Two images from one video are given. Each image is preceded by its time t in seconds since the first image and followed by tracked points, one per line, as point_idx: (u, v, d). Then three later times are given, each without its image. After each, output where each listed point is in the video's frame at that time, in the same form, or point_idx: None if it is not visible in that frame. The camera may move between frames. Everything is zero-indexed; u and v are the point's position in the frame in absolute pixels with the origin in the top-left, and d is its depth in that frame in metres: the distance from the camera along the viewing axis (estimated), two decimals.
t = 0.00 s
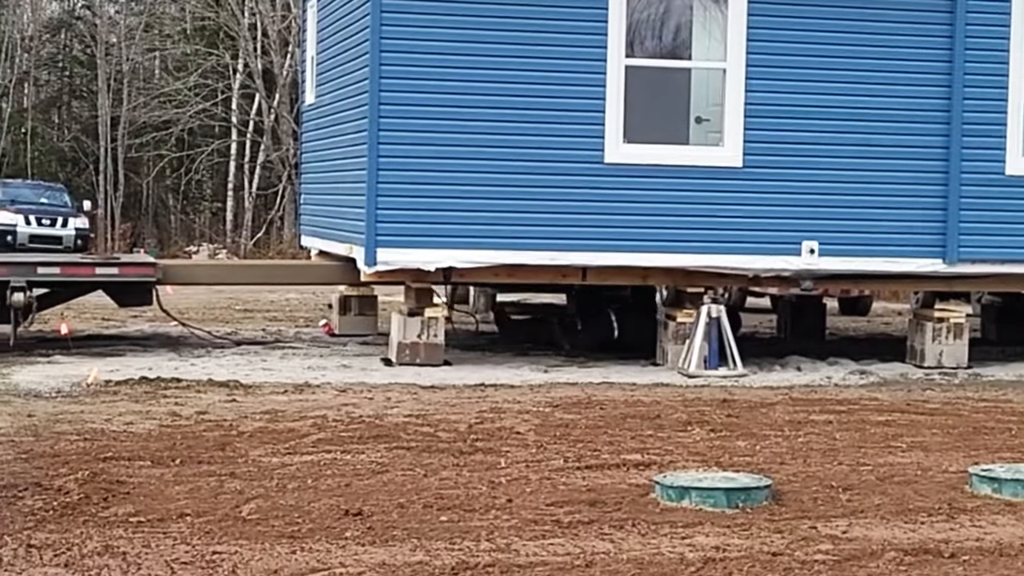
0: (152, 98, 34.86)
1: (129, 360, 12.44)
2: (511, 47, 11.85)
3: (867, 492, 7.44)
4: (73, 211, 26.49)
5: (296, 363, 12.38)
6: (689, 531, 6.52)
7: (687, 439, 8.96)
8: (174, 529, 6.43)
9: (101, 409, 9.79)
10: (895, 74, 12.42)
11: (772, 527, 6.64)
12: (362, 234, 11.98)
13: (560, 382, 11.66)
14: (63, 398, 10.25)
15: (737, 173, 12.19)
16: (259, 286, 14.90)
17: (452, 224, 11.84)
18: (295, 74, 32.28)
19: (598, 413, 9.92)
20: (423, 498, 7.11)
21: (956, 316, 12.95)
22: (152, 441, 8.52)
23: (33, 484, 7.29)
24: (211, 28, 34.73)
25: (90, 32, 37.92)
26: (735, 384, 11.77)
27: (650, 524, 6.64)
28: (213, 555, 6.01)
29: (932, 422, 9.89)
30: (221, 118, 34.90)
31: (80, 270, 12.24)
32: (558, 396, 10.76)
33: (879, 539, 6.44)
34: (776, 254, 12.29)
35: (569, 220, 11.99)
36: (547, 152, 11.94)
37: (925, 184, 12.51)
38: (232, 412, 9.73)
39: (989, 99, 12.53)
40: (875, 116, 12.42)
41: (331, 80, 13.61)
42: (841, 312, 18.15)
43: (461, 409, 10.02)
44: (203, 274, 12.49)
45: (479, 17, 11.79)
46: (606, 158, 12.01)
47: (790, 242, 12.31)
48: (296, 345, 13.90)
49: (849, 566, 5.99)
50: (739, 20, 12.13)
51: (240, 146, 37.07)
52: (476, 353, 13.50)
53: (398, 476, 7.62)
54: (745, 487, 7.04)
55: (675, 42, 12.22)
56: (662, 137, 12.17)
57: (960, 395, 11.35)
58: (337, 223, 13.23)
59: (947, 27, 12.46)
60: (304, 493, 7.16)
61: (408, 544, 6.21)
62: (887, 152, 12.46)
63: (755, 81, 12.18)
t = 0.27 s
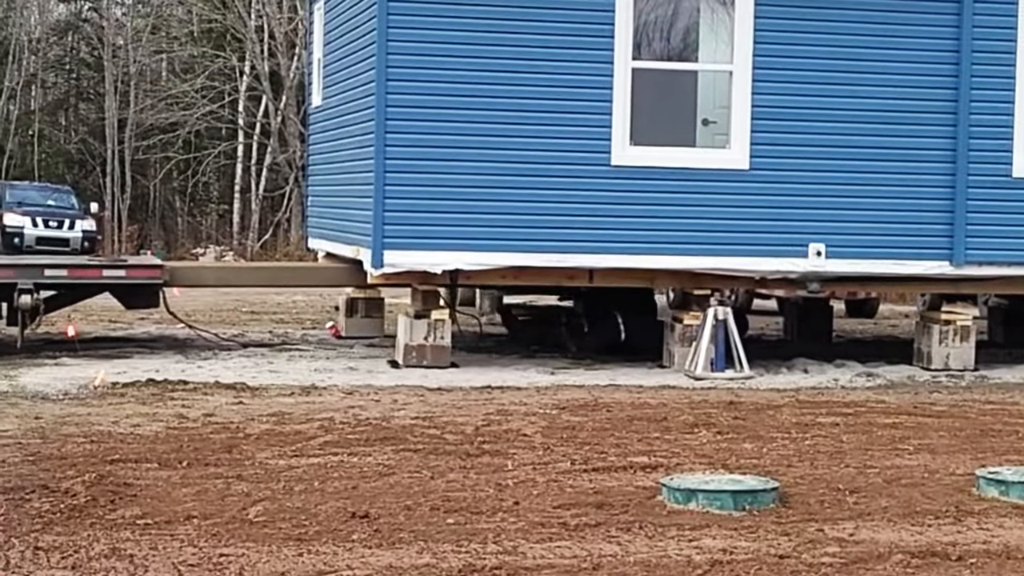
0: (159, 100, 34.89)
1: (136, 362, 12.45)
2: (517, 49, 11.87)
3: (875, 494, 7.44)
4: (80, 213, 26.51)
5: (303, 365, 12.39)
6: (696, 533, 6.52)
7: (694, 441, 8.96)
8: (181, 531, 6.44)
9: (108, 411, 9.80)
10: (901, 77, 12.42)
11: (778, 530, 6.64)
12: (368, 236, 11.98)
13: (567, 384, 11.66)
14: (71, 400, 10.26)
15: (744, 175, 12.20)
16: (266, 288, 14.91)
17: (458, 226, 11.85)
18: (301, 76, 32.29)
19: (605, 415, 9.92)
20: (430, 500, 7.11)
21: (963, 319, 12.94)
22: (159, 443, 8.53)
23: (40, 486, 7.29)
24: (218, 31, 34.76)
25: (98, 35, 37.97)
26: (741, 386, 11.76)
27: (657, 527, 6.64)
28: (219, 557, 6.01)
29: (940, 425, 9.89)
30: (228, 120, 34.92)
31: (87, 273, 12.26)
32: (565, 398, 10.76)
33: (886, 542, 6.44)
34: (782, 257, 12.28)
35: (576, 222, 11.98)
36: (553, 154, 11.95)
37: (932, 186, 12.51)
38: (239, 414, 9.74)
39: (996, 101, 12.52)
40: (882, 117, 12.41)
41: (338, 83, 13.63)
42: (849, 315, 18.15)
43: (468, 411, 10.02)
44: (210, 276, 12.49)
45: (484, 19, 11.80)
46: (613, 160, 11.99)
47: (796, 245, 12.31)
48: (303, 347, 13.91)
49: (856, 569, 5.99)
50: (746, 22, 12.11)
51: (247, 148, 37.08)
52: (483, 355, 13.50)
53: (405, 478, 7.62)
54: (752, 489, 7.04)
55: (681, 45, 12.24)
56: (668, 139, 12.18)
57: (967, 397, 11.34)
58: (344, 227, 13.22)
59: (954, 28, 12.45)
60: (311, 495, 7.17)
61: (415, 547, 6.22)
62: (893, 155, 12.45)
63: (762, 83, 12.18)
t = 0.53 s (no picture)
0: (165, 104, 34.89)
1: (142, 365, 12.45)
2: (524, 53, 11.87)
3: (881, 499, 7.43)
4: (85, 217, 26.52)
5: (308, 369, 12.39)
6: (702, 538, 6.52)
7: (699, 446, 8.96)
8: (187, 535, 6.44)
9: (114, 414, 9.80)
10: (907, 81, 12.41)
11: (785, 535, 6.63)
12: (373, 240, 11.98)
13: (573, 388, 11.65)
14: (77, 404, 10.25)
15: (750, 179, 12.19)
16: (272, 292, 14.92)
17: (463, 230, 11.85)
18: (307, 79, 32.30)
19: (611, 419, 9.91)
20: (436, 504, 7.10)
21: (969, 323, 12.92)
22: (165, 447, 8.53)
23: (46, 490, 7.29)
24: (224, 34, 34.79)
25: (104, 38, 38.01)
26: (747, 390, 11.76)
27: (663, 531, 6.64)
28: (225, 561, 6.01)
29: (946, 429, 9.88)
30: (233, 124, 34.93)
31: (92, 276, 12.28)
32: (571, 403, 10.75)
33: (893, 547, 6.43)
34: (788, 261, 12.28)
35: (582, 226, 11.98)
36: (556, 157, 11.94)
37: (937, 190, 12.50)
38: (245, 418, 9.74)
39: (1002, 106, 12.52)
40: (888, 121, 12.41)
41: (344, 86, 13.65)
42: (853, 319, 18.14)
43: (474, 415, 10.02)
44: (216, 280, 12.49)
45: (491, 23, 11.84)
46: (618, 164, 11.99)
47: (802, 249, 12.30)
48: (309, 351, 13.91)
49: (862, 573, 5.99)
50: (752, 27, 12.14)
51: (252, 152, 37.09)
52: (488, 359, 13.49)
53: (411, 482, 7.62)
54: (759, 494, 7.03)
55: (686, 48, 12.21)
56: (674, 143, 12.18)
57: (973, 402, 11.33)
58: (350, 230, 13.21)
59: (960, 32, 12.45)
60: (317, 499, 7.17)
61: (421, 551, 6.21)
62: (900, 159, 12.44)
63: (768, 87, 12.17)
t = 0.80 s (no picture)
0: (171, 108, 34.89)
1: (148, 370, 12.45)
2: (530, 57, 11.87)
3: (887, 504, 7.42)
4: (91, 221, 26.54)
5: (314, 373, 12.38)
6: (708, 543, 6.51)
7: (706, 451, 8.95)
8: (193, 540, 6.43)
9: (120, 419, 9.79)
10: (913, 85, 12.40)
11: (791, 540, 6.62)
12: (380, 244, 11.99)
13: (579, 392, 11.65)
14: (83, 408, 10.26)
15: (756, 183, 12.18)
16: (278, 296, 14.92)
17: (469, 234, 11.86)
18: (313, 83, 32.32)
19: (617, 424, 9.90)
20: (442, 509, 7.10)
21: (975, 327, 12.90)
22: (171, 452, 8.53)
23: (52, 495, 7.29)
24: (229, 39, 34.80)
25: (110, 43, 38.04)
26: (753, 395, 11.75)
27: (669, 537, 6.63)
28: (231, 567, 6.00)
29: (952, 434, 9.86)
30: (239, 128, 34.95)
31: (98, 280, 12.27)
32: (577, 407, 10.74)
33: (899, 552, 6.42)
34: (794, 265, 12.26)
35: (588, 230, 11.98)
36: (561, 162, 11.94)
37: (944, 194, 12.48)
38: (251, 422, 9.73)
39: (1008, 110, 12.51)
40: (894, 126, 12.40)
41: (350, 91, 13.65)
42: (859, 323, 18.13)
43: (480, 420, 10.01)
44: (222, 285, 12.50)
45: (495, 28, 11.80)
46: (624, 168, 12.01)
47: (808, 253, 12.29)
48: (314, 355, 13.91)
49: None
50: (757, 30, 12.12)
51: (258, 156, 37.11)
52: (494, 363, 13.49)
53: (417, 487, 7.62)
54: (765, 499, 7.03)
55: (692, 52, 12.25)
56: (680, 147, 12.20)
57: (980, 407, 11.32)
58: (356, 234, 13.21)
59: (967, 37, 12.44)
60: (323, 504, 7.16)
61: (426, 556, 6.21)
62: (906, 163, 12.42)
63: (774, 91, 12.17)
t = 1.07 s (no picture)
0: (178, 112, 34.91)
1: (154, 374, 12.46)
2: (537, 62, 11.88)
3: (894, 509, 7.42)
4: (98, 225, 26.55)
5: (320, 378, 12.39)
6: (715, 548, 6.50)
7: (712, 455, 8.95)
8: (200, 544, 6.43)
9: (127, 423, 9.80)
10: (920, 89, 12.39)
11: (798, 545, 6.62)
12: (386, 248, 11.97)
13: (585, 397, 11.65)
14: (89, 412, 10.27)
15: (762, 188, 12.18)
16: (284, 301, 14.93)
17: (474, 238, 11.87)
18: (320, 87, 32.34)
19: (624, 429, 9.90)
20: (448, 514, 7.10)
21: (982, 332, 12.89)
22: (177, 456, 8.53)
23: (58, 499, 7.30)
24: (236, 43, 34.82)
25: (116, 47, 38.08)
26: (760, 399, 11.74)
27: (676, 541, 6.63)
28: (238, 571, 6.00)
29: (959, 439, 9.86)
30: (245, 132, 34.97)
31: (105, 284, 12.26)
32: (583, 411, 10.74)
33: (906, 557, 6.42)
34: (800, 270, 12.26)
35: (595, 234, 11.98)
36: (567, 166, 11.94)
37: (950, 199, 12.48)
38: (258, 427, 9.73)
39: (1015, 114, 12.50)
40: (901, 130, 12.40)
41: (356, 95, 13.67)
42: (866, 328, 18.12)
43: (486, 424, 10.01)
44: (229, 288, 12.50)
45: (500, 32, 11.81)
46: (631, 173, 11.99)
47: (814, 258, 12.29)
48: (321, 360, 13.91)
49: None
50: (764, 34, 12.11)
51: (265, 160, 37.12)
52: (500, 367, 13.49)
53: (423, 491, 7.61)
54: (772, 504, 7.02)
55: (698, 56, 12.22)
56: (686, 151, 12.18)
57: (986, 411, 11.31)
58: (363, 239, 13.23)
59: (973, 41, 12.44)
60: (330, 508, 7.16)
61: (433, 561, 6.21)
62: (911, 167, 12.42)
63: (780, 96, 12.17)
